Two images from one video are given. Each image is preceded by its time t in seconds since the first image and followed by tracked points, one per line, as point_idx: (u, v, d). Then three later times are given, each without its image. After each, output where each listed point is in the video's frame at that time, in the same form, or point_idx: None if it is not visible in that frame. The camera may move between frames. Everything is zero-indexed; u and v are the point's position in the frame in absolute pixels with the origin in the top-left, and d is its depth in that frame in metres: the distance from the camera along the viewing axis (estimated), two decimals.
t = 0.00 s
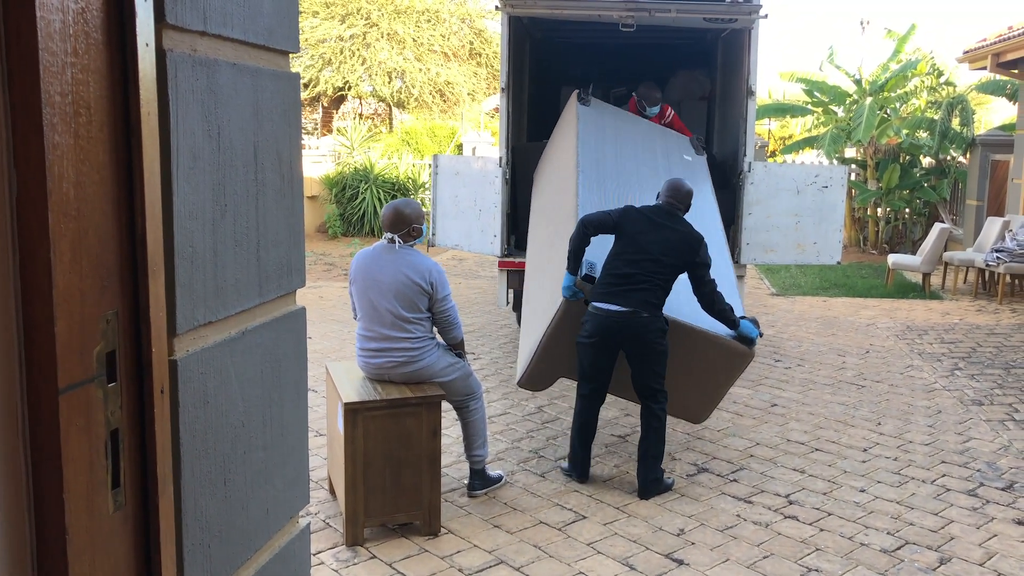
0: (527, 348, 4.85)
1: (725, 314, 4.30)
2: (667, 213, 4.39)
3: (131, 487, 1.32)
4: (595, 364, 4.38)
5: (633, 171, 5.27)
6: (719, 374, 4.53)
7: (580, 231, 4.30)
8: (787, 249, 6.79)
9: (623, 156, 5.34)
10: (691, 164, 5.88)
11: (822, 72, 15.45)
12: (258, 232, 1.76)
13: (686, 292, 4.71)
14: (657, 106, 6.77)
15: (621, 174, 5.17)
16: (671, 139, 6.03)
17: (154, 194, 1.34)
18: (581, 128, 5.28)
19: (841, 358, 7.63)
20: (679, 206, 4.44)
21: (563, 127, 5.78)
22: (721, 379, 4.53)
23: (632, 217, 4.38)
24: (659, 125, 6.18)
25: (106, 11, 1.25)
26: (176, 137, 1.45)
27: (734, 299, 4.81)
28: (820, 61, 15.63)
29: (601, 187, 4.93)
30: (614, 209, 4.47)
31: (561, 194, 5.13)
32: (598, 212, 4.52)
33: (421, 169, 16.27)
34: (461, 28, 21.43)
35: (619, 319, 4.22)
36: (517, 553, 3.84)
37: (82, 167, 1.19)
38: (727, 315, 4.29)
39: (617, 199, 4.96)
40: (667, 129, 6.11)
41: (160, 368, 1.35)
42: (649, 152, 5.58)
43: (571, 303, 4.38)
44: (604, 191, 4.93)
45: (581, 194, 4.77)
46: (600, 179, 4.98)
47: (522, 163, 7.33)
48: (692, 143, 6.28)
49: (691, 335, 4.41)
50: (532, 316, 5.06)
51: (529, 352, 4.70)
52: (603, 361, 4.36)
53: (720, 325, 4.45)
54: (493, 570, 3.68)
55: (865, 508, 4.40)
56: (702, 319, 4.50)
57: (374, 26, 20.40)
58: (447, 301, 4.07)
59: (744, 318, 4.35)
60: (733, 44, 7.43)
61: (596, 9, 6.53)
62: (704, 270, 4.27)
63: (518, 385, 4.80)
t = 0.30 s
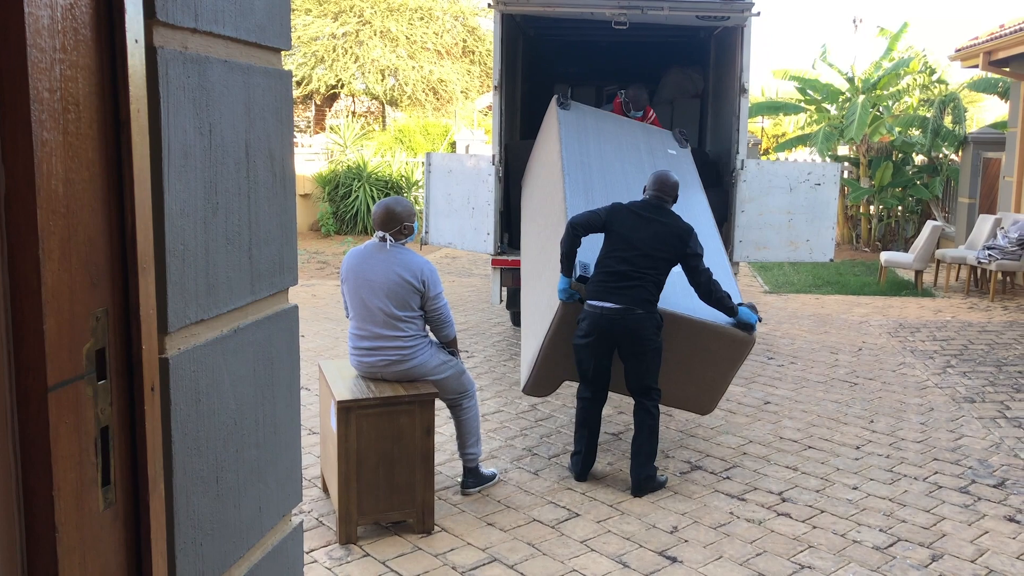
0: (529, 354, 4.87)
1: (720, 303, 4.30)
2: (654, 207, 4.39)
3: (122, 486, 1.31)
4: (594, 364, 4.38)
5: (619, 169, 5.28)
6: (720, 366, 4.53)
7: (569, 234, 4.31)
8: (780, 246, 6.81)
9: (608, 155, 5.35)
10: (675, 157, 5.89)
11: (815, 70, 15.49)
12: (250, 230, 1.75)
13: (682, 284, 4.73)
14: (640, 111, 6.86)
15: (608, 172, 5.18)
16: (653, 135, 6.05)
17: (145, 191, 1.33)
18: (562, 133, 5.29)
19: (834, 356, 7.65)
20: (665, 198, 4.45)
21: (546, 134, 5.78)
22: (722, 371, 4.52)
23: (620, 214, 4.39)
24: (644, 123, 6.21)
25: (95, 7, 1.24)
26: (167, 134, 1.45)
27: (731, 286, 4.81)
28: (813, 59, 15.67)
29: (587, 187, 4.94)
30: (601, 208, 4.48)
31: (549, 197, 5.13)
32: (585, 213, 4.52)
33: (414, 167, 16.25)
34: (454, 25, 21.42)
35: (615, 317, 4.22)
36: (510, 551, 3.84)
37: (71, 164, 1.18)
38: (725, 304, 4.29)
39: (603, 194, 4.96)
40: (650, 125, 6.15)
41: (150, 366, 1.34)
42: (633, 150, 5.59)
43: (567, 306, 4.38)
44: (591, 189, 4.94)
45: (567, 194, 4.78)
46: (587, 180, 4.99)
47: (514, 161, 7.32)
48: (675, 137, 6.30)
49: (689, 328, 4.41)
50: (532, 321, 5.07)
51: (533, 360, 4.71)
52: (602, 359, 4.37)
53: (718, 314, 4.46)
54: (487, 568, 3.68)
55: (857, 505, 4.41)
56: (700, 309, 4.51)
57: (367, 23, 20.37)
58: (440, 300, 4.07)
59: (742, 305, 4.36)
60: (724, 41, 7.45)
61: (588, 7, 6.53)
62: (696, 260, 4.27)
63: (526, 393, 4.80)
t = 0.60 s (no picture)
0: (515, 349, 4.82)
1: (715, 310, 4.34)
2: (656, 209, 4.40)
3: (117, 490, 1.32)
4: (589, 363, 4.38)
5: (617, 169, 5.28)
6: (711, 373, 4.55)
7: (569, 231, 4.31)
8: (776, 243, 6.82)
9: (607, 155, 5.35)
10: (673, 164, 5.87)
11: (810, 69, 15.51)
12: (245, 231, 1.75)
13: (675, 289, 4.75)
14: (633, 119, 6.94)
15: (606, 173, 5.18)
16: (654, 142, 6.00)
17: (138, 194, 1.33)
18: (564, 130, 5.27)
19: (830, 353, 7.67)
20: (665, 200, 4.47)
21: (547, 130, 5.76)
22: (711, 377, 4.54)
23: (620, 214, 4.40)
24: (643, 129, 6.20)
25: (87, 10, 1.24)
26: (161, 136, 1.45)
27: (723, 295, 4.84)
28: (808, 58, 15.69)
29: (587, 186, 4.94)
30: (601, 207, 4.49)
31: (547, 197, 5.12)
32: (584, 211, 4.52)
33: (410, 167, 16.24)
34: (449, 25, 21.42)
35: (612, 318, 4.23)
36: (507, 551, 3.84)
37: (65, 169, 1.18)
38: (718, 311, 4.33)
39: (603, 196, 4.97)
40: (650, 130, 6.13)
41: (144, 370, 1.34)
42: (633, 151, 5.58)
43: (562, 303, 4.38)
44: (590, 188, 4.94)
45: (567, 194, 4.78)
46: (586, 179, 4.98)
47: (510, 161, 7.32)
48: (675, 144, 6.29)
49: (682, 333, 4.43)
50: (520, 317, 5.04)
51: (517, 351, 4.68)
52: (597, 359, 4.37)
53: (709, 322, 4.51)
54: (484, 568, 3.68)
55: (854, 502, 4.43)
56: (692, 317, 4.54)
57: (362, 23, 20.36)
58: (436, 300, 4.06)
59: (732, 316, 4.40)
60: (720, 41, 7.45)
61: (583, 7, 6.54)
62: (693, 264, 4.29)
63: (505, 382, 4.76)
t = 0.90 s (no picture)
0: (511, 353, 4.82)
1: (708, 311, 4.34)
2: (649, 211, 4.41)
3: (106, 493, 1.31)
4: (583, 364, 4.39)
5: (611, 171, 5.29)
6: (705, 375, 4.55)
7: (563, 234, 4.32)
8: (770, 242, 6.83)
9: (602, 158, 5.35)
10: (668, 166, 5.92)
11: (804, 67, 15.53)
12: (238, 232, 1.75)
13: (669, 291, 4.77)
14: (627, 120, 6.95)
15: (600, 175, 5.18)
16: (648, 143, 6.10)
17: (127, 196, 1.33)
18: (557, 134, 5.29)
19: (825, 351, 7.68)
20: (658, 202, 4.47)
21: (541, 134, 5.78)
22: (705, 377, 4.54)
23: (613, 216, 4.41)
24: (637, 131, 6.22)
25: (73, 11, 1.23)
26: (152, 137, 1.44)
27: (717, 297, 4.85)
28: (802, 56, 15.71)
29: (582, 188, 4.94)
30: (594, 210, 4.49)
31: (542, 200, 5.12)
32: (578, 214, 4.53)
33: (405, 167, 16.23)
34: (443, 25, 21.40)
35: (606, 319, 4.23)
36: (503, 550, 3.84)
37: (52, 170, 1.18)
38: (711, 312, 4.33)
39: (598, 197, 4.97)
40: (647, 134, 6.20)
41: (134, 373, 1.34)
42: (628, 155, 5.60)
43: (555, 306, 4.38)
44: (584, 191, 4.94)
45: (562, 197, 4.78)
46: (581, 182, 4.99)
47: (504, 161, 7.32)
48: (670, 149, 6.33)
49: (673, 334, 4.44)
50: (516, 321, 5.03)
51: (514, 357, 4.69)
52: (591, 361, 4.37)
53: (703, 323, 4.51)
54: (480, 568, 3.68)
55: (849, 500, 4.43)
56: (685, 319, 4.54)
57: (356, 24, 20.35)
58: (430, 300, 4.06)
59: (726, 317, 4.40)
60: (714, 40, 7.45)
61: (577, 6, 6.53)
62: (687, 265, 4.29)
63: (504, 389, 4.75)
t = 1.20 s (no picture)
0: (509, 347, 4.83)
1: (701, 306, 4.33)
2: (641, 208, 4.40)
3: (98, 490, 1.31)
4: (577, 361, 4.39)
5: (607, 159, 5.26)
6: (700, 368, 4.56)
7: (555, 234, 4.30)
8: (763, 239, 6.85)
9: (598, 145, 5.31)
10: (663, 145, 5.91)
11: (797, 64, 15.56)
12: (230, 229, 1.74)
13: (662, 283, 4.76)
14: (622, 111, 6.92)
15: (595, 162, 5.17)
16: (645, 122, 6.07)
17: (117, 192, 1.32)
18: (552, 117, 5.25)
19: (818, 347, 7.69)
20: (650, 199, 4.46)
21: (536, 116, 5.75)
22: (699, 370, 4.54)
23: (605, 214, 4.39)
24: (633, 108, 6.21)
25: (61, 5, 1.22)
26: (143, 134, 1.43)
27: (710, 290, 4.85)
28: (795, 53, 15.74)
29: (576, 176, 4.94)
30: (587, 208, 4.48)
31: (536, 186, 5.11)
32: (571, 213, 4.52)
33: (398, 164, 16.20)
34: (437, 21, 21.37)
35: (598, 317, 4.23)
36: (497, 547, 3.84)
37: (40, 166, 1.17)
38: (704, 306, 4.32)
39: (592, 188, 4.97)
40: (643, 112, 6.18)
41: (125, 369, 1.33)
42: (624, 141, 5.57)
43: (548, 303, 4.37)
44: (579, 180, 4.93)
45: (556, 187, 4.76)
46: (575, 169, 4.98)
47: (498, 157, 7.32)
48: (666, 127, 6.30)
49: (667, 329, 4.45)
50: (512, 315, 5.03)
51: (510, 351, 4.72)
52: (585, 357, 4.37)
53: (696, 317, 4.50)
54: (474, 564, 3.68)
55: (843, 495, 4.44)
56: (679, 314, 4.54)
57: (349, 21, 20.32)
58: (424, 297, 4.05)
59: (719, 308, 4.41)
60: (708, 36, 7.45)
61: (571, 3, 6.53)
62: (679, 262, 4.29)
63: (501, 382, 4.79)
